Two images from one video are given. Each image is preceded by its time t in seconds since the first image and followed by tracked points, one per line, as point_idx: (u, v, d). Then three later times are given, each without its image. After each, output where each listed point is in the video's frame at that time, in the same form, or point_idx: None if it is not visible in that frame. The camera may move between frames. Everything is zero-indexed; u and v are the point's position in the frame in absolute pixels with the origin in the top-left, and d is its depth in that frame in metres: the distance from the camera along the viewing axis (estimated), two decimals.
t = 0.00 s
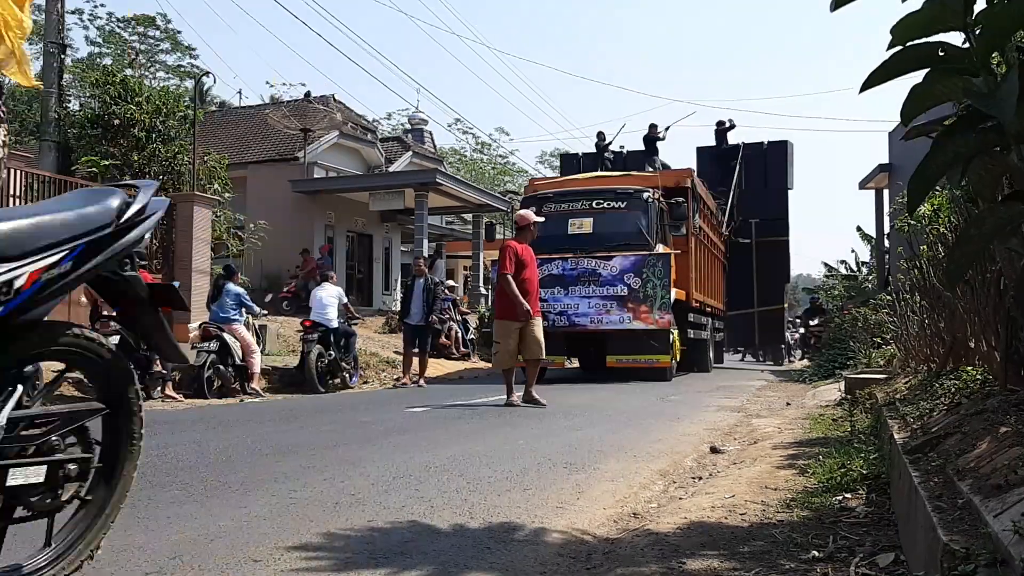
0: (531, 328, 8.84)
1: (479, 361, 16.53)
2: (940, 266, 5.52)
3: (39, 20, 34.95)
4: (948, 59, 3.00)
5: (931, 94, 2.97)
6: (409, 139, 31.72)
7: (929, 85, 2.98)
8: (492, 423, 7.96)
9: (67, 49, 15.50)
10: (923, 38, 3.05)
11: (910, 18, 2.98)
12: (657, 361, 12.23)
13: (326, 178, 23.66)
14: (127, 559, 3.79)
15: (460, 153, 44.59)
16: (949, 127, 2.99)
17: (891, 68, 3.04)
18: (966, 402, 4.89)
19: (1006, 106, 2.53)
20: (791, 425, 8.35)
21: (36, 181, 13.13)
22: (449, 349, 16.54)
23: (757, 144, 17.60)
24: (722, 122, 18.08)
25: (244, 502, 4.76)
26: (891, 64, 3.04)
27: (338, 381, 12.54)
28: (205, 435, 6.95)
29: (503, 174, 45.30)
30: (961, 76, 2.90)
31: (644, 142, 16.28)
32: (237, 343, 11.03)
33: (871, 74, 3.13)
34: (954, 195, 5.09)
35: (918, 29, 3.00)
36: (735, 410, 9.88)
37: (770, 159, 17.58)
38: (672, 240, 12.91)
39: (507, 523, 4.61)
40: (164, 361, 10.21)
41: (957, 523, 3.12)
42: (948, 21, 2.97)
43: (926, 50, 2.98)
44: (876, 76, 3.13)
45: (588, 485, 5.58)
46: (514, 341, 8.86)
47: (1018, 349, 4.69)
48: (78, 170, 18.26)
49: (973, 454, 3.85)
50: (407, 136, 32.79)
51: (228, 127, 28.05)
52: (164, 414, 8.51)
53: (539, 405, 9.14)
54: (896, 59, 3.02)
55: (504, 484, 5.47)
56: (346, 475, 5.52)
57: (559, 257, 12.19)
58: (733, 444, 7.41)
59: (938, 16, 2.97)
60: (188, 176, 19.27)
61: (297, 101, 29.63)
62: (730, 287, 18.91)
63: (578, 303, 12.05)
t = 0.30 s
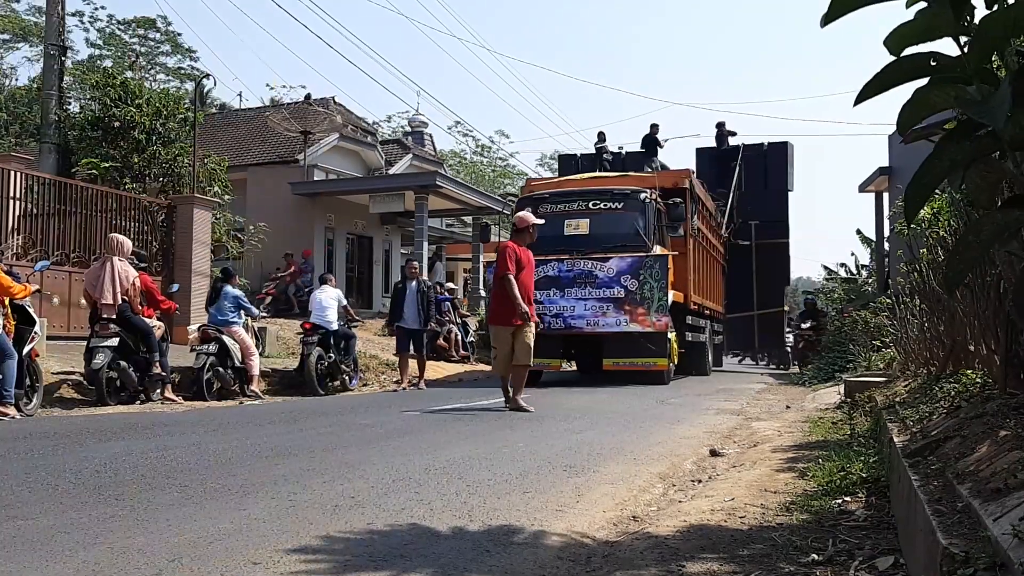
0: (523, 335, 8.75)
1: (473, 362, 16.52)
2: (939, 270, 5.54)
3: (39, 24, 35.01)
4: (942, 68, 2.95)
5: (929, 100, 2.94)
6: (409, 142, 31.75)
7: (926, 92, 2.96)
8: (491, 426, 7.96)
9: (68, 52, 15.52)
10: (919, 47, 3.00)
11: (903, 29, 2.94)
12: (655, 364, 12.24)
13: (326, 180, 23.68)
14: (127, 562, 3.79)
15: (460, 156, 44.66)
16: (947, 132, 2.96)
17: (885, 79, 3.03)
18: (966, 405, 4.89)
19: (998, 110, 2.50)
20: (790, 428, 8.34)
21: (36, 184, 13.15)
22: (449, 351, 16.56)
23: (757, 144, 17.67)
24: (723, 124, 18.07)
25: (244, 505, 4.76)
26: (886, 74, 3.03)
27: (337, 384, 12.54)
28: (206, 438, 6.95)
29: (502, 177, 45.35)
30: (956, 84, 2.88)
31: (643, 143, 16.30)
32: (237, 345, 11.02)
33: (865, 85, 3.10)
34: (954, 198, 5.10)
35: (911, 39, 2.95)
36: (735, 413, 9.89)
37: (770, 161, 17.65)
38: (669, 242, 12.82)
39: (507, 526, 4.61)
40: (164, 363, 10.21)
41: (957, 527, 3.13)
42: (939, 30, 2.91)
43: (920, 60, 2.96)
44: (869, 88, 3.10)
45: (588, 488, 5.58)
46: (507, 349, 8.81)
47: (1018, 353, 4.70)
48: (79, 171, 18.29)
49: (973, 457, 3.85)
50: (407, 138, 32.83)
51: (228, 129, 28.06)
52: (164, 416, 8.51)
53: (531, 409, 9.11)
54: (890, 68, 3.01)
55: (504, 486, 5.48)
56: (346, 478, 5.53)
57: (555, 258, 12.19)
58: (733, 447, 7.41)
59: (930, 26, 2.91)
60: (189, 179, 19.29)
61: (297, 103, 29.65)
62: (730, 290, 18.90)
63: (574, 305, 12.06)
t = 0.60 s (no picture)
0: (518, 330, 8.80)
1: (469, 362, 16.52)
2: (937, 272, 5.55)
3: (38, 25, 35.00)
4: (942, 69, 2.94)
5: (929, 102, 2.94)
6: (408, 143, 31.79)
7: (926, 94, 2.96)
8: (488, 428, 7.97)
9: (66, 53, 15.51)
10: (919, 48, 3.00)
11: (905, 29, 2.94)
12: (651, 366, 12.24)
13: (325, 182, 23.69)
14: (125, 564, 3.78)
15: (458, 158, 44.69)
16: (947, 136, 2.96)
17: (886, 80, 3.02)
18: (964, 408, 4.89)
19: (998, 112, 2.51)
20: (788, 430, 8.35)
21: (34, 185, 13.14)
22: (446, 353, 16.54)
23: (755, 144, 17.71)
24: (723, 124, 18.08)
25: (243, 508, 4.76)
26: (887, 75, 3.01)
27: (335, 385, 12.52)
28: (204, 439, 6.95)
29: (501, 178, 45.39)
30: (957, 87, 2.87)
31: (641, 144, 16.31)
32: (235, 346, 11.02)
33: (867, 86, 3.09)
34: (953, 200, 5.12)
35: (911, 40, 2.95)
36: (734, 415, 9.89)
37: (768, 161, 17.74)
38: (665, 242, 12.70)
39: (505, 528, 4.61)
40: (161, 365, 10.19)
41: (954, 529, 3.13)
42: (941, 34, 2.90)
43: (921, 61, 2.95)
44: (870, 89, 3.09)
45: (586, 490, 5.58)
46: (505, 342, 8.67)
47: (1015, 355, 4.71)
48: (77, 173, 18.29)
49: (971, 460, 3.86)
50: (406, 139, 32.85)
51: (226, 130, 28.06)
52: (162, 418, 8.50)
53: (528, 412, 9.09)
54: (890, 70, 3.01)
55: (502, 488, 5.48)
56: (344, 480, 5.53)
57: (549, 259, 12.20)
58: (731, 448, 7.42)
59: (932, 26, 2.90)
60: (187, 180, 19.29)
61: (296, 104, 29.65)
62: (728, 292, 18.91)
63: (568, 306, 12.06)
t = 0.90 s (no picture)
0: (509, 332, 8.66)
1: (466, 362, 16.51)
2: (934, 272, 5.55)
3: (34, 26, 34.96)
4: (937, 70, 2.94)
5: (924, 103, 2.95)
6: (406, 144, 31.79)
7: (921, 95, 2.96)
8: (486, 429, 7.96)
9: (64, 54, 15.50)
10: (914, 48, 3.00)
11: (898, 32, 2.95)
12: (646, 366, 12.22)
13: (322, 183, 23.69)
14: (121, 565, 3.78)
15: (456, 159, 44.69)
16: (942, 136, 2.97)
17: (881, 80, 3.03)
18: (962, 407, 4.90)
19: (993, 112, 2.51)
20: (786, 430, 8.36)
21: (32, 186, 13.12)
22: (444, 354, 16.52)
23: (752, 143, 17.76)
24: (720, 123, 18.10)
25: (241, 510, 4.75)
26: (881, 78, 3.03)
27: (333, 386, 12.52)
28: (203, 440, 6.95)
29: (499, 179, 45.43)
30: (952, 89, 2.87)
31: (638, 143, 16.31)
32: (233, 347, 11.01)
33: (861, 89, 3.11)
34: (950, 201, 5.12)
35: (905, 42, 2.96)
36: (732, 415, 9.89)
37: (765, 160, 17.77)
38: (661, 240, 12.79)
39: (503, 529, 4.61)
40: (159, 366, 10.18)
41: (952, 529, 3.13)
42: (935, 34, 2.90)
43: (913, 63, 2.95)
44: (864, 92, 3.11)
45: (584, 490, 5.58)
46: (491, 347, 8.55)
47: (1013, 355, 4.71)
48: (75, 174, 18.29)
49: (968, 459, 3.86)
50: (404, 140, 32.86)
51: (224, 131, 28.05)
52: (161, 419, 8.49)
53: (524, 411, 9.06)
54: (884, 72, 3.01)
55: (500, 489, 5.48)
56: (341, 481, 5.52)
57: (543, 258, 12.17)
58: (729, 449, 7.41)
59: (926, 29, 2.90)
60: (185, 181, 19.28)
61: (294, 105, 29.66)
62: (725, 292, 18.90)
63: (563, 306, 12.04)
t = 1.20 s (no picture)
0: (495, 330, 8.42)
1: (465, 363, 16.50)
2: (933, 273, 5.56)
3: (32, 28, 34.95)
4: (936, 72, 2.94)
5: (923, 104, 2.95)
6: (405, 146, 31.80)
7: (920, 96, 2.97)
8: (485, 430, 7.96)
9: (63, 56, 15.50)
10: (914, 49, 3.00)
11: (898, 32, 2.95)
12: (643, 368, 12.21)
13: (321, 184, 23.69)
14: (121, 568, 3.78)
15: (455, 160, 44.72)
16: (942, 138, 2.98)
17: (881, 80, 3.03)
18: (961, 409, 4.91)
19: (991, 113, 2.52)
20: (785, 432, 8.36)
21: (31, 189, 13.11)
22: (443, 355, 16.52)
23: (751, 143, 17.80)
24: (719, 121, 18.10)
25: (241, 512, 4.75)
26: (882, 77, 3.03)
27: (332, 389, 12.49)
28: (202, 443, 6.94)
29: (498, 180, 45.45)
30: (952, 90, 2.87)
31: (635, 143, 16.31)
32: (231, 349, 11.00)
33: (861, 88, 3.11)
34: (949, 202, 5.12)
35: (906, 43, 2.96)
36: (732, 417, 9.90)
37: (764, 159, 17.83)
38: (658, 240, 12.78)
39: (503, 530, 4.61)
40: (159, 368, 10.16)
41: (951, 531, 3.14)
42: (936, 35, 2.89)
43: (912, 64, 2.95)
44: (865, 90, 3.11)
45: (583, 492, 5.58)
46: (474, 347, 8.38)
47: (1012, 356, 4.72)
48: (74, 175, 18.30)
49: (968, 461, 3.87)
50: (403, 142, 32.87)
51: (223, 133, 28.05)
52: (160, 421, 8.48)
53: (511, 416, 8.82)
54: (884, 72, 3.02)
55: (499, 491, 5.49)
56: (341, 483, 5.53)
57: (538, 259, 12.15)
58: (728, 450, 7.42)
59: (927, 29, 2.89)
60: (184, 183, 19.27)
61: (292, 107, 29.67)
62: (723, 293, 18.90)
63: (559, 307, 12.04)
